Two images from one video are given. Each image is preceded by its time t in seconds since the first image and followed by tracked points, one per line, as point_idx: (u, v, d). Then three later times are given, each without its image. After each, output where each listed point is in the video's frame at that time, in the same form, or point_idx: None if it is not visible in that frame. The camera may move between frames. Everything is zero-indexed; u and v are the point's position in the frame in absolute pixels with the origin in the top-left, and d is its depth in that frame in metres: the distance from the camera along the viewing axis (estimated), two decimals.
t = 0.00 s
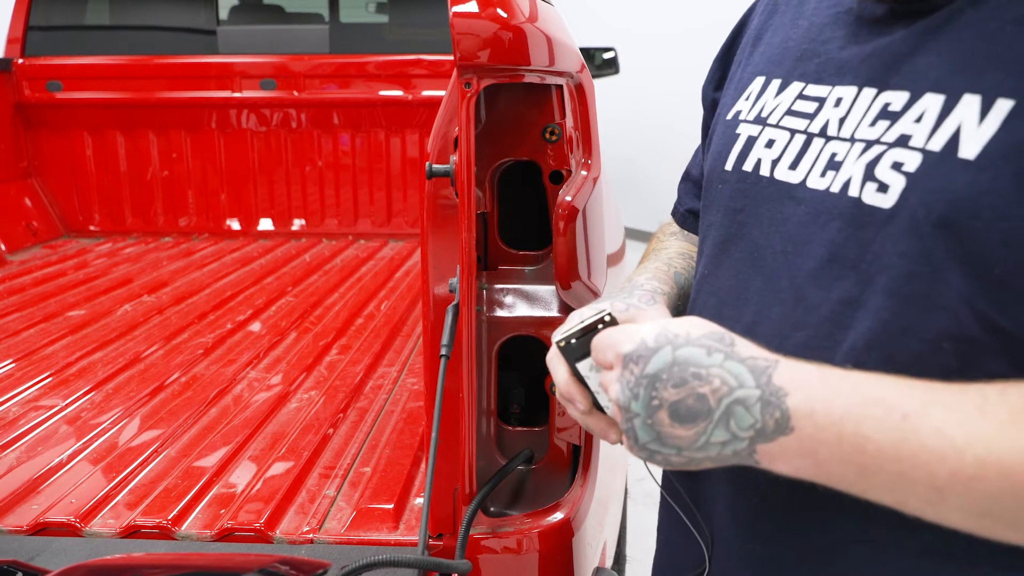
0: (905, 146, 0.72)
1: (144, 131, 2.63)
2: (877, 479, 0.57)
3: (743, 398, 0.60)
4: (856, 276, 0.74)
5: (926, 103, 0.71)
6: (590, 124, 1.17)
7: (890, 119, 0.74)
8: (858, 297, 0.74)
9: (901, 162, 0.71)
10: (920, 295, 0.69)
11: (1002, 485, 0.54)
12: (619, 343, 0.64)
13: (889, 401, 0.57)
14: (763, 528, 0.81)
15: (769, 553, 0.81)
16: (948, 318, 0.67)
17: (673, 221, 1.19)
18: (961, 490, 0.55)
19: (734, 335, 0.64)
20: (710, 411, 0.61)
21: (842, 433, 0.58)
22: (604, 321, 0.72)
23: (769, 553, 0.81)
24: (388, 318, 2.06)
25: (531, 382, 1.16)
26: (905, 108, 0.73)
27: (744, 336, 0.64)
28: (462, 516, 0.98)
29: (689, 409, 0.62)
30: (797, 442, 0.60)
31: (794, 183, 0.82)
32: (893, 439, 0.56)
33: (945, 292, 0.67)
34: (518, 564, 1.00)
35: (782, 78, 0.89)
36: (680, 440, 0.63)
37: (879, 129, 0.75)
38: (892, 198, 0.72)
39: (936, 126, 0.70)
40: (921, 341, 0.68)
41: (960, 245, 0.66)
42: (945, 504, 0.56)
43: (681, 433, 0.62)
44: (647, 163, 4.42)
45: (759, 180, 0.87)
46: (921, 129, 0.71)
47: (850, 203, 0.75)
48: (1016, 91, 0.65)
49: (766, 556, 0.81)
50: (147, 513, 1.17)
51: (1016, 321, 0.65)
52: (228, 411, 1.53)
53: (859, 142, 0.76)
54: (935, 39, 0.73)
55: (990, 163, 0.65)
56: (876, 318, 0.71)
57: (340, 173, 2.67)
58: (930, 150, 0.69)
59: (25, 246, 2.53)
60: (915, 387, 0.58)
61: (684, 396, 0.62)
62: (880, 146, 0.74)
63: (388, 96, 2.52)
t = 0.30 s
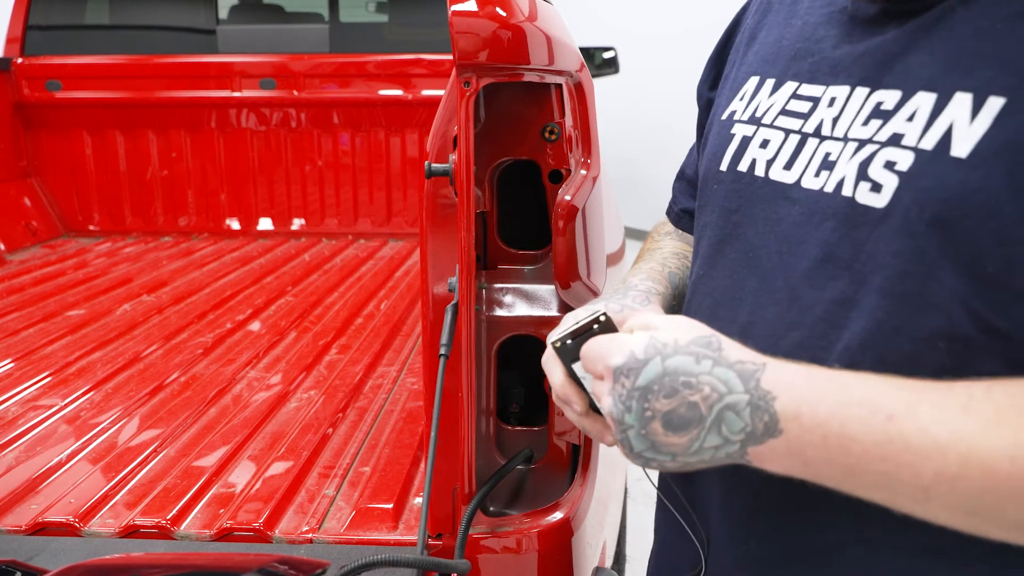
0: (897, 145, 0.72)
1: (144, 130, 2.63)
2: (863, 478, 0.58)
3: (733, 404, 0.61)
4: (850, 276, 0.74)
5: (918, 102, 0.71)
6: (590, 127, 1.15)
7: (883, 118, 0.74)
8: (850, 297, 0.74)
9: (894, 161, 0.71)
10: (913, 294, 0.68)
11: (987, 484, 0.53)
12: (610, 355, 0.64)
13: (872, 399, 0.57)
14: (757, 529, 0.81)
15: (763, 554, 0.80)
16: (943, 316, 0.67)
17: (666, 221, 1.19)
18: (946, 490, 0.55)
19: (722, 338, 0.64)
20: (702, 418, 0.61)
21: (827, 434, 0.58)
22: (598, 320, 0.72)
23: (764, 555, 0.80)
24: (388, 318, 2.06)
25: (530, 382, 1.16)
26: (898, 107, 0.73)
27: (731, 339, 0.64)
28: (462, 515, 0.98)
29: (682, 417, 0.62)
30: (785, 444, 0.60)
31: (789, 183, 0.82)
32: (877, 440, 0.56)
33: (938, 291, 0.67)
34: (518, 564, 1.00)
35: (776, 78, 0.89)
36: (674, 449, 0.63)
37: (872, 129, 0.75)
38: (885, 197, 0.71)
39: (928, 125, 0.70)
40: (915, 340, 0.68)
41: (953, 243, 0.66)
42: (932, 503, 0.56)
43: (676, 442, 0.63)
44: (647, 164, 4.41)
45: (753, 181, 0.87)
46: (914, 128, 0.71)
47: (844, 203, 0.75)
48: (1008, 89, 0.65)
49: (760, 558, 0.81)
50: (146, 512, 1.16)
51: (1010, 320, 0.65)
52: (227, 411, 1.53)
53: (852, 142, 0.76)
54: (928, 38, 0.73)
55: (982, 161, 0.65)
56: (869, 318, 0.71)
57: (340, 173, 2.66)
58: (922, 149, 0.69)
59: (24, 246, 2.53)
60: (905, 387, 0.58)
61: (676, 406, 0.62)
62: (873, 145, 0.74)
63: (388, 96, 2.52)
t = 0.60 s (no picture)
0: (889, 148, 0.72)
1: (144, 130, 2.63)
2: (844, 477, 0.60)
3: (723, 416, 0.62)
4: (840, 280, 0.75)
5: (910, 105, 0.72)
6: (590, 126, 1.15)
7: (875, 121, 0.74)
8: (844, 299, 0.74)
9: (886, 164, 0.72)
10: (904, 296, 0.69)
11: (963, 488, 0.56)
12: (599, 387, 0.65)
13: (859, 402, 0.59)
14: (752, 529, 0.81)
15: (759, 555, 0.80)
16: (935, 317, 0.67)
17: (670, 230, 1.20)
18: (924, 492, 0.57)
19: (703, 344, 0.64)
20: (696, 432, 0.63)
21: (811, 437, 0.60)
22: (578, 322, 0.77)
23: (760, 556, 0.80)
24: (388, 318, 2.06)
25: (530, 382, 1.16)
26: (890, 110, 0.73)
27: (712, 342, 0.64)
28: (462, 516, 0.98)
29: (676, 433, 0.64)
30: (771, 447, 0.62)
31: (781, 185, 0.82)
32: (858, 446, 0.58)
33: (929, 293, 0.67)
34: (518, 564, 1.00)
35: (769, 80, 0.89)
36: (674, 463, 0.65)
37: (864, 132, 0.75)
38: (876, 200, 0.72)
39: (919, 128, 0.70)
40: (908, 340, 0.69)
41: (944, 246, 0.66)
42: (909, 501, 0.58)
43: (675, 456, 0.65)
44: (647, 164, 4.42)
45: (745, 184, 0.87)
46: (906, 131, 0.71)
47: (836, 205, 0.76)
48: (999, 91, 0.65)
49: (755, 559, 0.81)
50: (146, 512, 1.16)
51: (999, 323, 0.65)
52: (227, 411, 1.53)
53: (844, 145, 0.77)
54: (920, 40, 0.73)
55: (972, 164, 0.65)
56: (862, 319, 0.71)
57: (340, 173, 2.66)
58: (914, 151, 0.70)
59: (24, 246, 2.53)
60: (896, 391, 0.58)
61: (670, 425, 0.64)
62: (865, 148, 0.74)
63: (388, 96, 2.52)
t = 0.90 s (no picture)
0: (884, 145, 0.72)
1: (144, 130, 2.63)
2: (835, 479, 0.61)
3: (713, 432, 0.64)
4: (833, 276, 0.75)
5: (905, 102, 0.72)
6: (590, 126, 1.16)
7: (871, 119, 0.74)
8: (838, 296, 0.74)
9: (881, 162, 0.72)
10: (898, 294, 0.69)
11: (949, 489, 0.57)
12: (587, 423, 0.66)
13: (848, 405, 0.60)
14: (749, 528, 0.81)
15: (754, 554, 0.81)
16: (930, 314, 0.67)
17: (666, 228, 1.21)
18: (911, 493, 0.58)
19: (685, 361, 0.64)
20: (689, 446, 0.65)
21: (799, 442, 0.61)
22: (565, 313, 0.79)
23: (754, 555, 0.81)
24: (388, 318, 2.06)
25: (530, 381, 1.16)
26: (885, 107, 0.73)
27: (694, 354, 0.64)
28: (462, 515, 0.98)
29: (670, 450, 0.66)
30: (760, 451, 0.64)
31: (775, 183, 0.82)
32: (844, 450, 0.59)
33: (924, 291, 0.67)
34: (518, 564, 1.00)
35: (766, 78, 0.89)
36: (672, 473, 0.67)
37: (860, 129, 0.75)
38: (872, 198, 0.72)
39: (914, 125, 0.70)
40: (903, 338, 0.69)
41: (938, 243, 0.66)
42: (900, 500, 0.60)
43: (672, 469, 0.67)
44: (647, 164, 4.42)
45: (740, 183, 0.87)
46: (900, 128, 0.71)
47: (831, 203, 0.76)
48: (993, 88, 0.66)
49: (752, 557, 0.81)
50: (146, 512, 1.16)
51: (993, 320, 0.65)
52: (227, 411, 1.53)
53: (840, 143, 0.77)
54: (916, 37, 0.73)
55: (966, 161, 0.65)
56: (858, 317, 0.71)
57: (340, 173, 2.66)
58: (909, 148, 0.70)
59: (24, 246, 2.52)
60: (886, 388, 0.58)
61: (663, 446, 0.66)
62: (860, 145, 0.74)
63: (388, 96, 2.51)
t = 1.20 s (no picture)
0: (883, 143, 0.72)
1: (144, 130, 2.63)
2: (835, 485, 0.62)
3: (714, 444, 0.64)
4: (833, 275, 0.75)
5: (904, 100, 0.72)
6: (590, 126, 1.16)
7: (870, 116, 0.74)
8: (838, 295, 0.74)
9: (880, 160, 0.72)
10: (897, 292, 0.69)
11: (949, 495, 0.57)
12: (589, 445, 0.66)
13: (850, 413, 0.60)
14: (747, 526, 0.82)
15: (755, 555, 0.81)
16: (930, 311, 0.67)
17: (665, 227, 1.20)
18: (911, 500, 0.59)
19: (683, 376, 0.64)
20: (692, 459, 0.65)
21: (798, 451, 0.61)
22: (555, 304, 0.80)
23: (755, 555, 0.81)
24: (388, 318, 2.06)
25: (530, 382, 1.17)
26: (884, 105, 0.73)
27: (691, 368, 0.64)
28: (462, 515, 0.98)
29: (673, 463, 0.66)
30: (761, 460, 0.64)
31: (775, 181, 0.82)
32: (844, 460, 0.59)
33: (922, 290, 0.68)
34: (518, 564, 1.00)
35: (766, 76, 0.89)
36: (678, 486, 0.68)
37: (859, 127, 0.75)
38: (871, 196, 0.72)
39: (913, 122, 0.70)
40: (904, 335, 0.69)
41: (936, 241, 0.66)
42: (899, 505, 0.60)
43: (678, 482, 0.68)
44: (647, 164, 4.42)
45: (739, 181, 0.87)
46: (899, 126, 0.71)
47: (830, 201, 0.76)
48: (992, 86, 0.66)
49: (752, 557, 0.81)
50: (146, 512, 1.16)
51: (992, 318, 0.65)
52: (226, 411, 1.53)
53: (839, 141, 0.76)
54: (915, 34, 0.73)
55: (965, 159, 0.65)
56: (859, 315, 0.71)
57: (340, 172, 2.66)
58: (909, 146, 0.70)
59: (24, 246, 2.52)
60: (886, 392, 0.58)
61: (667, 462, 0.66)
62: (860, 144, 0.74)
63: (388, 96, 2.51)
